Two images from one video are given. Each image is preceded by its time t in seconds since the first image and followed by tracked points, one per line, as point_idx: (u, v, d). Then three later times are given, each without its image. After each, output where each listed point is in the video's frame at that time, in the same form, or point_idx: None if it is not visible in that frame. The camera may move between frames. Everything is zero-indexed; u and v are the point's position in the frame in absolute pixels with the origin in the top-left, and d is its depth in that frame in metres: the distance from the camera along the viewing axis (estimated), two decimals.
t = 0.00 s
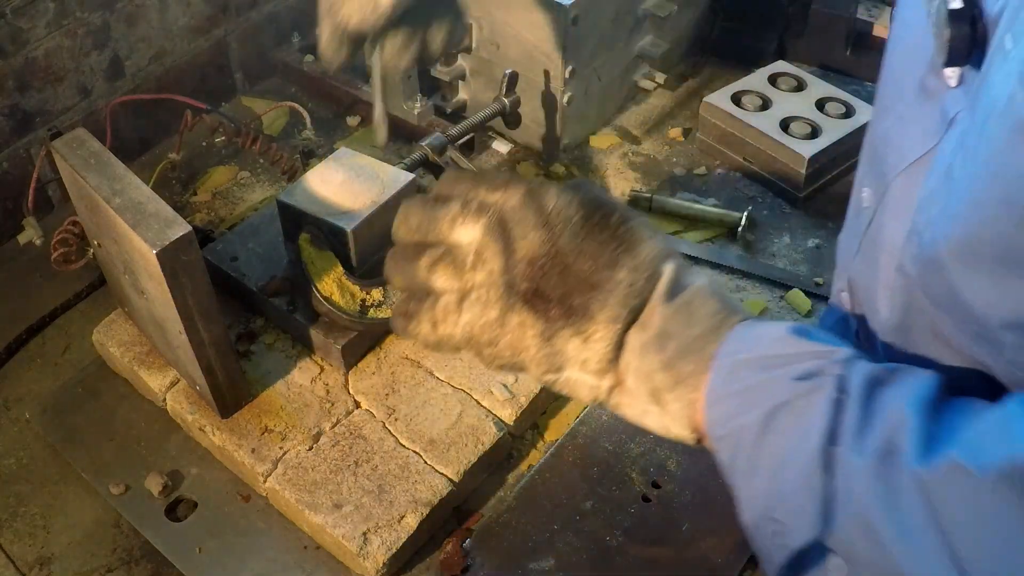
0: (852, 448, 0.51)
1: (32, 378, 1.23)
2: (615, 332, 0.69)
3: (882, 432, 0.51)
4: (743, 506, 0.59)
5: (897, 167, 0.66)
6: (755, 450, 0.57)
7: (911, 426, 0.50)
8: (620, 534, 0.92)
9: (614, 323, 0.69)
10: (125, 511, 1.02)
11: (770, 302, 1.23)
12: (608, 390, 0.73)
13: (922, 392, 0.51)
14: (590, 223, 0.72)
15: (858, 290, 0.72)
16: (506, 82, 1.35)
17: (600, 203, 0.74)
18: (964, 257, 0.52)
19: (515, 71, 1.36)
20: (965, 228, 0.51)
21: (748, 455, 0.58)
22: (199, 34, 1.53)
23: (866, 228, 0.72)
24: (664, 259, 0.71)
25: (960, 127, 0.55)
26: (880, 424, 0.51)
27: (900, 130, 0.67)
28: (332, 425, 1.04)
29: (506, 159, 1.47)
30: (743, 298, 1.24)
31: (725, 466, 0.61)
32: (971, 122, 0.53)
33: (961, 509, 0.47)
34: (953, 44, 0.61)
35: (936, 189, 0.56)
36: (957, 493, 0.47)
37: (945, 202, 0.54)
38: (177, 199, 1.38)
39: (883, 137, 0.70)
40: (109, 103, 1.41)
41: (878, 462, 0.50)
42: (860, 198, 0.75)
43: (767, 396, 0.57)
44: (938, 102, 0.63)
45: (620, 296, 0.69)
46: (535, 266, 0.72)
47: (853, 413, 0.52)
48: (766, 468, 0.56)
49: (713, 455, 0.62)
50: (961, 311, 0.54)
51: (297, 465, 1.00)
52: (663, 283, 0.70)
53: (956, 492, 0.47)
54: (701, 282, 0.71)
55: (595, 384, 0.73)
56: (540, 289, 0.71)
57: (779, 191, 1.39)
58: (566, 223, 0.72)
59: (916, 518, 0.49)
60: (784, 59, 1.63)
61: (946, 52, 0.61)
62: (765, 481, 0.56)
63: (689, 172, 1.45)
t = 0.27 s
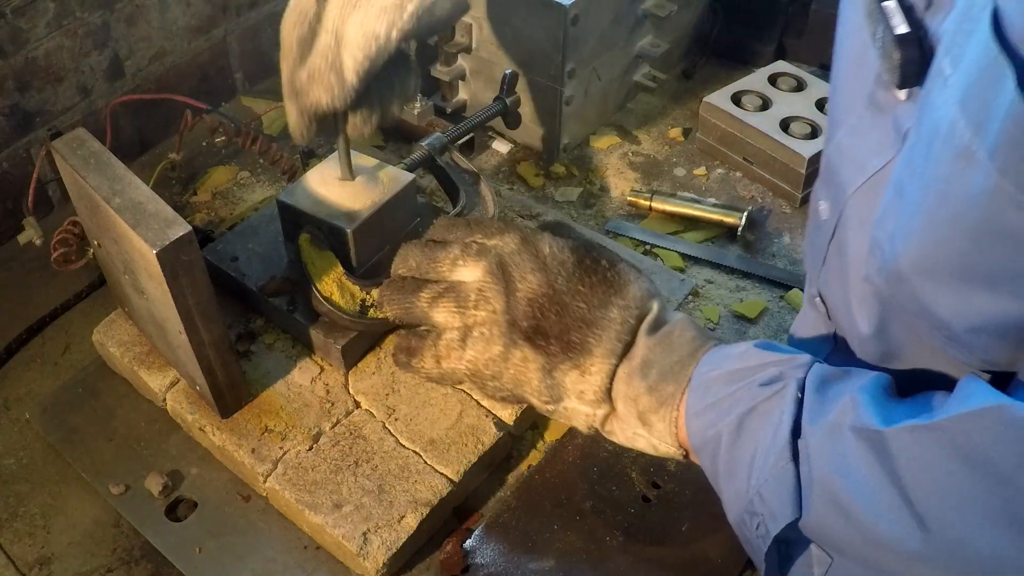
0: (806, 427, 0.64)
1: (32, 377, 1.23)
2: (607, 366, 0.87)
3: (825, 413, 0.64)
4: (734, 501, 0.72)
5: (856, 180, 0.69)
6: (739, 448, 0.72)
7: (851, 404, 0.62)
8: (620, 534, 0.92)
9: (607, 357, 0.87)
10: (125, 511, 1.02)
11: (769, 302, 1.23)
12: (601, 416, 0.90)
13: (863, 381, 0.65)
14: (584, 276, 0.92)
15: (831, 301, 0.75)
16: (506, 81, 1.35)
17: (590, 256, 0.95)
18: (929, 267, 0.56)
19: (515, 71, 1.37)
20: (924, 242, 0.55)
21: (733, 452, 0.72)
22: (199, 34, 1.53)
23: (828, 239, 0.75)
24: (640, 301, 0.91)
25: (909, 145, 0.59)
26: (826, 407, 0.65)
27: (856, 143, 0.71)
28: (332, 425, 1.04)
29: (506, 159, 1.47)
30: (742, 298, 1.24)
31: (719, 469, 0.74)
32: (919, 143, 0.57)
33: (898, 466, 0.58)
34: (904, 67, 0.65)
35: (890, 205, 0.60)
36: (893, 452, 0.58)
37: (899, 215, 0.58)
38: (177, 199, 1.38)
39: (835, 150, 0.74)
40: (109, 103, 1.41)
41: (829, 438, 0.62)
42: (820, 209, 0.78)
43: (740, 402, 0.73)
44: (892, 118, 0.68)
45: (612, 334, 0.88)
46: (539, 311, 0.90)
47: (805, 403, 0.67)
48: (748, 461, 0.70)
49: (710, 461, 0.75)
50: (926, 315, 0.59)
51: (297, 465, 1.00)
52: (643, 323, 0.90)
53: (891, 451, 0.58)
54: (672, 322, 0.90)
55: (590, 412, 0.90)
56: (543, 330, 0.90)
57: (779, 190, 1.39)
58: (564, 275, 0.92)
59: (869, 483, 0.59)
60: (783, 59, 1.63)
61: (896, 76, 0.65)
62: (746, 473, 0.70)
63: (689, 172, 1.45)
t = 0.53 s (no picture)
0: (791, 421, 0.65)
1: (32, 377, 1.23)
2: (613, 379, 0.87)
3: (809, 406, 0.65)
4: (726, 502, 0.72)
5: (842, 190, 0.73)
6: (730, 448, 0.72)
7: (835, 398, 0.63)
8: (620, 533, 0.92)
9: (613, 368, 0.87)
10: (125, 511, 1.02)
11: (769, 302, 1.23)
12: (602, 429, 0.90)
13: (848, 377, 0.65)
14: (594, 291, 0.92)
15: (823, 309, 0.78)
16: (506, 83, 1.36)
17: (600, 273, 0.95)
18: (911, 274, 0.58)
19: (516, 72, 1.37)
20: (905, 249, 0.58)
21: (725, 453, 0.72)
22: (199, 34, 1.53)
23: (818, 248, 0.78)
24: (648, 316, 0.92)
25: (889, 154, 0.62)
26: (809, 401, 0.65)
27: (841, 154, 0.74)
28: (332, 425, 1.04)
29: (506, 159, 1.47)
30: (743, 298, 1.24)
31: (712, 470, 0.74)
32: (897, 153, 0.60)
33: (882, 455, 0.58)
34: (880, 78, 0.69)
35: (874, 213, 0.63)
36: (876, 440, 0.58)
37: (884, 223, 0.61)
38: (177, 199, 1.38)
39: (821, 161, 0.77)
40: (109, 103, 1.41)
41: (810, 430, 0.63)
42: (808, 219, 0.81)
43: (731, 404, 0.73)
44: (875, 129, 0.71)
45: (620, 348, 0.88)
46: (548, 323, 0.91)
47: (790, 400, 0.67)
48: (738, 461, 0.70)
49: (704, 464, 0.76)
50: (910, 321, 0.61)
51: (297, 465, 1.00)
52: (649, 337, 0.90)
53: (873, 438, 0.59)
54: (677, 336, 0.90)
55: (592, 424, 0.90)
56: (551, 341, 0.90)
57: (779, 190, 1.39)
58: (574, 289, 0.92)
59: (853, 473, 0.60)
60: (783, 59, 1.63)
61: (873, 86, 0.69)
62: (736, 473, 0.70)
63: (689, 172, 1.45)
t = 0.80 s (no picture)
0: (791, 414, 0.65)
1: (31, 378, 1.23)
2: (613, 373, 0.87)
3: (810, 399, 0.65)
4: (726, 496, 0.72)
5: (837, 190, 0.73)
6: (731, 442, 0.72)
7: (835, 391, 0.63)
8: (621, 533, 0.92)
9: (614, 363, 0.88)
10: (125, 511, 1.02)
11: (769, 302, 1.23)
12: (603, 424, 0.90)
13: (848, 371, 0.65)
14: (592, 285, 0.93)
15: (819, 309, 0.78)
16: (506, 83, 1.36)
17: (599, 268, 0.96)
18: (906, 273, 0.59)
19: (515, 71, 1.37)
20: (901, 248, 0.58)
21: (725, 447, 0.72)
22: (199, 34, 1.53)
23: (814, 248, 0.78)
24: (647, 311, 0.92)
25: (885, 154, 0.62)
26: (811, 394, 0.65)
27: (836, 154, 0.74)
28: (332, 425, 1.04)
29: (507, 159, 1.47)
30: (743, 298, 1.24)
31: (712, 463, 0.74)
32: (893, 153, 0.60)
33: (882, 449, 0.58)
34: (873, 79, 0.68)
35: (869, 212, 0.63)
36: (876, 433, 0.58)
37: (880, 222, 0.61)
38: (177, 199, 1.38)
39: (816, 161, 0.77)
40: (109, 104, 1.41)
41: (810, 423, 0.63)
42: (804, 220, 0.81)
43: (731, 398, 0.73)
44: (870, 129, 0.71)
45: (620, 342, 0.89)
46: (548, 318, 0.91)
47: (791, 394, 0.67)
48: (738, 455, 0.70)
49: (704, 457, 0.76)
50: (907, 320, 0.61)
51: (297, 465, 1.00)
52: (650, 332, 0.90)
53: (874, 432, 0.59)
54: (676, 332, 0.91)
55: (593, 419, 0.90)
56: (552, 337, 0.90)
57: (779, 190, 1.39)
58: (573, 284, 0.93)
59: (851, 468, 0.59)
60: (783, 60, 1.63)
61: (866, 88, 0.69)
62: (737, 466, 0.70)
63: (689, 172, 1.45)
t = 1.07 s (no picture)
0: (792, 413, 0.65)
1: (31, 378, 1.23)
2: (615, 370, 0.88)
3: (811, 398, 0.65)
4: (726, 494, 0.72)
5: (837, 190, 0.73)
6: (732, 439, 0.72)
7: (835, 390, 0.63)
8: (621, 533, 0.92)
9: (615, 359, 0.88)
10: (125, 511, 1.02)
11: (769, 302, 1.23)
12: (605, 421, 0.90)
13: (849, 370, 0.65)
14: (592, 282, 0.93)
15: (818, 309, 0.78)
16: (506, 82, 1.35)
17: (598, 265, 0.96)
18: (905, 273, 0.59)
19: (515, 71, 1.37)
20: (900, 248, 0.58)
21: (726, 444, 0.72)
22: (199, 34, 1.53)
23: (813, 248, 0.78)
24: (648, 307, 0.93)
25: (884, 153, 0.62)
26: (811, 393, 0.65)
27: (835, 154, 0.74)
28: (332, 425, 1.04)
29: (507, 159, 1.47)
30: (743, 298, 1.24)
31: (713, 460, 0.74)
32: (893, 152, 0.60)
33: (884, 449, 0.58)
34: (873, 79, 0.68)
35: (869, 212, 0.63)
36: (876, 433, 0.58)
37: (879, 222, 0.61)
38: (177, 199, 1.38)
39: (815, 161, 0.77)
40: (109, 103, 1.41)
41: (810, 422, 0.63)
42: (803, 220, 0.81)
43: (733, 395, 0.74)
44: (869, 129, 0.71)
45: (621, 339, 0.89)
46: (548, 315, 0.91)
47: (793, 393, 0.67)
48: (740, 453, 0.70)
49: (705, 455, 0.76)
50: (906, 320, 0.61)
51: (297, 465, 1.00)
52: (651, 329, 0.91)
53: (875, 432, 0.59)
54: (677, 328, 0.91)
55: (594, 416, 0.90)
56: (552, 334, 0.90)
57: (779, 190, 1.39)
58: (572, 281, 0.93)
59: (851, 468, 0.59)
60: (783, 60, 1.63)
61: (866, 87, 0.69)
62: (738, 464, 0.70)
63: (689, 172, 1.45)
